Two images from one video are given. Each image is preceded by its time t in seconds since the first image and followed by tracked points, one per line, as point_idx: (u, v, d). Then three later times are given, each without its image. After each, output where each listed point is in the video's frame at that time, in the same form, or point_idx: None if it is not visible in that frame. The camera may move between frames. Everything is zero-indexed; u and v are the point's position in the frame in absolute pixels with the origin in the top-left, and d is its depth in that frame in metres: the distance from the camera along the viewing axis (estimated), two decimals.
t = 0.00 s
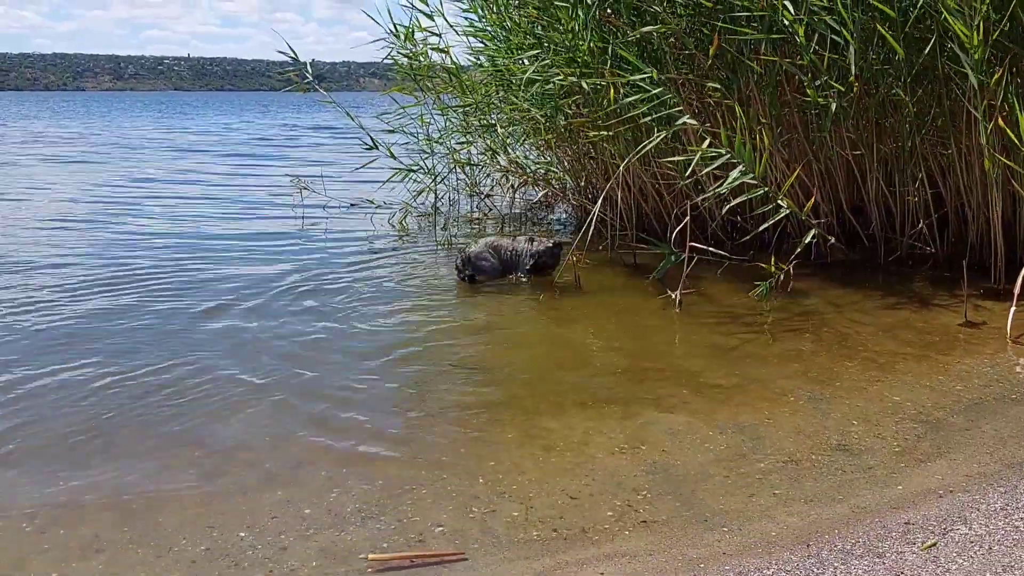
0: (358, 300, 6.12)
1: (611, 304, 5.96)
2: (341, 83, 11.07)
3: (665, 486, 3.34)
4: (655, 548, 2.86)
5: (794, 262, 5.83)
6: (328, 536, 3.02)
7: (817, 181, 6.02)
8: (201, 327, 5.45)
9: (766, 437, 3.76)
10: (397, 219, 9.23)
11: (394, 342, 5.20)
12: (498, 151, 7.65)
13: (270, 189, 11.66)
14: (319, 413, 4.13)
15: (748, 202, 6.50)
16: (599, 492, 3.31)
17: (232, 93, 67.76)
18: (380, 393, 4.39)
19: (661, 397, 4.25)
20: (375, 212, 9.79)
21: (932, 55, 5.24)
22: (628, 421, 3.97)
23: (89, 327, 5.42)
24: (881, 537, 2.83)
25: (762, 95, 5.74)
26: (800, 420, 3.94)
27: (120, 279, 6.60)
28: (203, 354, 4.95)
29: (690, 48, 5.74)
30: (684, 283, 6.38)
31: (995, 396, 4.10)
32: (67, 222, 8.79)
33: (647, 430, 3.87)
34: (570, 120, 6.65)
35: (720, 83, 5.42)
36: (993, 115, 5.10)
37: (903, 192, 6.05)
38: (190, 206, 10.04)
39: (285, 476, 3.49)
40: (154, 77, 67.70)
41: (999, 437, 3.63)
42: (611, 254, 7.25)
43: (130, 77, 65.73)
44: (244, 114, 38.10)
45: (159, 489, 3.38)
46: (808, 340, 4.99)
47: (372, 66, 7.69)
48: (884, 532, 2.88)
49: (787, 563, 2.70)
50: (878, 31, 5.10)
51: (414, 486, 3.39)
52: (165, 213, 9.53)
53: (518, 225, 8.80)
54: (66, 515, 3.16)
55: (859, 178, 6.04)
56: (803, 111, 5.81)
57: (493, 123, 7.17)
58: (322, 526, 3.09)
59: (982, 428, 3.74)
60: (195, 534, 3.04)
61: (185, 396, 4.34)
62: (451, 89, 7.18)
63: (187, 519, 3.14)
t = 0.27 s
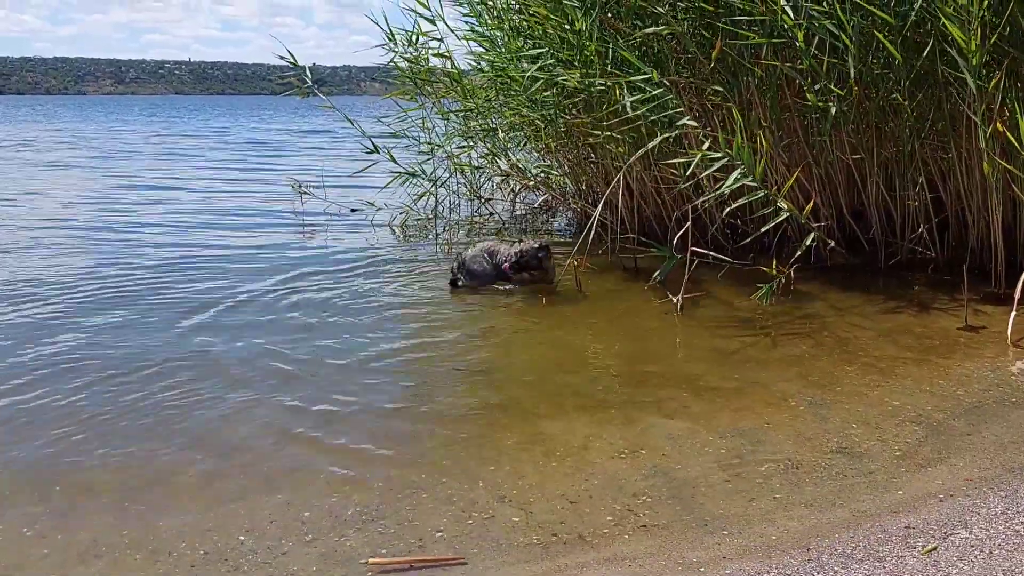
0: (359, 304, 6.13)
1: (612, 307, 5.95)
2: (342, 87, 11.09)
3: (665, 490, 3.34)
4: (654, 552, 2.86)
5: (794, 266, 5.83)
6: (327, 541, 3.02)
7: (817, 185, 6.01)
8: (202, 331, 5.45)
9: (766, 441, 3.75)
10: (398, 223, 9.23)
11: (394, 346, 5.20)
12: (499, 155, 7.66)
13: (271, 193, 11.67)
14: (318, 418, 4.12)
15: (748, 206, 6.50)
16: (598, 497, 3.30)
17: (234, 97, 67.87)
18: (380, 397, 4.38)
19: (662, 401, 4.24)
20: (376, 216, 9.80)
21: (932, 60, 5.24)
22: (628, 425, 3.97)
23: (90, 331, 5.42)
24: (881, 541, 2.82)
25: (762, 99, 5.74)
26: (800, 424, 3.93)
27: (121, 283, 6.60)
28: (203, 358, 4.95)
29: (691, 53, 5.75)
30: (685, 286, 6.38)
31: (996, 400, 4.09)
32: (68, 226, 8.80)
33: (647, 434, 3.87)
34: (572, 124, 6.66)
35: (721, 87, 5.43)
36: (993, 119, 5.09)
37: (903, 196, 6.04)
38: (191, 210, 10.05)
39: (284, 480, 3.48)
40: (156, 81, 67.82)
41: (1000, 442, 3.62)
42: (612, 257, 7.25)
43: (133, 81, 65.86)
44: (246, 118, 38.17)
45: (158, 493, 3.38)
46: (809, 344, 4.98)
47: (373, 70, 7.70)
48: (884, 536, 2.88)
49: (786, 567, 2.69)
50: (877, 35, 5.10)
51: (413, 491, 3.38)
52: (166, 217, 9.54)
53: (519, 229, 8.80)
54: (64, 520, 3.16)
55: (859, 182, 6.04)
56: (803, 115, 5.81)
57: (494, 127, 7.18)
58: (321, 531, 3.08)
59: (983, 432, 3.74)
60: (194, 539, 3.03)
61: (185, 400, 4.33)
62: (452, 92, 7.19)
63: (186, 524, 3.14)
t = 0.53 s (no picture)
0: (360, 307, 6.13)
1: (613, 311, 5.96)
2: (343, 90, 11.11)
3: (666, 494, 3.33)
4: (655, 557, 2.85)
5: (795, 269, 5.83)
6: (327, 545, 3.02)
7: (817, 188, 6.02)
8: (203, 335, 5.45)
9: (766, 446, 3.75)
10: (398, 226, 9.23)
11: (395, 350, 5.20)
12: (499, 159, 7.67)
13: (272, 196, 11.68)
14: (319, 422, 4.12)
15: (749, 209, 6.50)
16: (599, 501, 3.30)
17: (234, 100, 67.93)
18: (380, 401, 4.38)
19: (662, 405, 4.24)
20: (377, 220, 9.81)
21: (931, 64, 5.25)
22: (628, 429, 3.97)
23: (90, 335, 5.42)
24: (882, 546, 2.81)
25: (762, 103, 5.74)
26: (801, 428, 3.93)
27: (122, 287, 6.61)
28: (204, 362, 4.95)
29: (691, 56, 5.75)
30: (686, 290, 6.38)
31: (997, 404, 4.09)
32: (69, 230, 8.80)
33: (648, 438, 3.86)
34: (573, 128, 6.67)
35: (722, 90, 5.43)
36: (993, 123, 5.10)
37: (904, 200, 6.05)
38: (192, 213, 10.05)
39: (285, 484, 3.48)
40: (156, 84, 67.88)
41: (1001, 446, 3.62)
42: (613, 261, 7.26)
43: (133, 84, 65.92)
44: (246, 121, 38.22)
45: (158, 498, 3.38)
46: (809, 348, 4.99)
47: (374, 73, 7.71)
48: (884, 540, 2.88)
49: (787, 571, 2.69)
50: (877, 38, 5.11)
51: (414, 494, 3.38)
52: (166, 221, 9.54)
53: (519, 232, 8.81)
54: (64, 524, 3.15)
55: (859, 186, 6.04)
56: (803, 119, 5.82)
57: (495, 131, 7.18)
58: (321, 535, 3.08)
59: (983, 436, 3.73)
60: (194, 543, 3.03)
61: (185, 404, 4.34)
62: (453, 96, 7.20)
63: (185, 528, 3.14)
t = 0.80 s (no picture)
0: (360, 310, 6.13)
1: (613, 314, 5.96)
2: (343, 93, 11.12)
3: (667, 497, 3.33)
4: (655, 560, 2.85)
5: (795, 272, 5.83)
6: (328, 547, 3.02)
7: (818, 191, 6.02)
8: (203, 338, 5.46)
9: (767, 449, 3.75)
10: (399, 229, 9.24)
11: (396, 353, 5.20)
12: (500, 162, 7.67)
13: (272, 199, 11.68)
14: (319, 424, 4.12)
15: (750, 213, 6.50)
16: (599, 504, 3.30)
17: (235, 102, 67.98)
18: (381, 404, 4.37)
19: (662, 408, 4.24)
20: (377, 223, 9.81)
21: (932, 68, 5.26)
22: (629, 433, 3.97)
23: (91, 337, 5.43)
24: (883, 549, 2.81)
25: (762, 106, 5.75)
26: (801, 431, 3.93)
27: (122, 289, 6.61)
28: (204, 365, 4.95)
29: (692, 59, 5.76)
30: (686, 293, 6.39)
31: (997, 407, 4.09)
32: (69, 232, 8.80)
33: (648, 441, 3.86)
34: (573, 131, 6.68)
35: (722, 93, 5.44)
36: (993, 126, 5.10)
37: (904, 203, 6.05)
38: (192, 216, 10.05)
39: (286, 487, 3.48)
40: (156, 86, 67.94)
41: (1001, 450, 3.61)
42: (614, 264, 7.26)
43: (133, 86, 65.98)
44: (247, 123, 38.25)
45: (159, 500, 3.37)
46: (809, 351, 4.99)
47: (375, 76, 7.72)
48: (885, 543, 2.87)
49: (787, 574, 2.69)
50: (877, 41, 5.12)
51: (415, 497, 3.38)
52: (166, 223, 9.55)
53: (519, 235, 8.81)
54: (64, 526, 3.15)
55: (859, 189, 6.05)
56: (804, 122, 5.82)
57: (495, 134, 7.19)
58: (321, 538, 3.08)
59: (984, 439, 3.73)
60: (194, 545, 3.03)
61: (186, 406, 4.33)
62: (454, 99, 7.21)
63: (186, 530, 3.14)
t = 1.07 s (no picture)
0: (361, 312, 6.13)
1: (614, 316, 5.96)
2: (344, 96, 11.13)
3: (667, 499, 3.34)
4: (657, 562, 2.86)
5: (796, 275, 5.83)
6: (329, 550, 3.02)
7: (818, 193, 6.03)
8: (203, 340, 5.45)
9: (768, 451, 3.75)
10: (400, 231, 9.24)
11: (396, 355, 5.20)
12: (500, 164, 7.68)
13: (272, 201, 11.69)
14: (320, 427, 4.12)
15: (750, 215, 6.51)
16: (600, 506, 3.30)
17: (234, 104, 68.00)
18: (381, 407, 4.37)
19: (663, 411, 4.24)
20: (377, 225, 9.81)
21: (931, 70, 5.27)
22: (629, 435, 3.97)
23: (91, 339, 5.42)
24: (884, 552, 2.82)
25: (763, 108, 5.76)
26: (802, 434, 3.93)
27: (122, 292, 6.61)
28: (205, 367, 4.95)
29: (693, 61, 5.76)
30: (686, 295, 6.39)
31: (998, 410, 4.09)
32: (69, 234, 8.80)
33: (649, 443, 3.86)
34: (573, 133, 6.69)
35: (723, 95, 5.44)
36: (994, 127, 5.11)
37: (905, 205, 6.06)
38: (192, 218, 10.05)
39: (286, 489, 3.48)
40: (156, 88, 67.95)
41: (1002, 452, 3.62)
42: (614, 266, 7.26)
43: (133, 88, 65.99)
44: (246, 125, 38.26)
45: (160, 502, 3.37)
46: (810, 354, 4.99)
47: (375, 78, 7.72)
48: (886, 546, 2.87)
49: None
50: (878, 43, 5.13)
51: (416, 500, 3.38)
52: (167, 225, 9.55)
53: (520, 237, 8.81)
54: (65, 529, 3.15)
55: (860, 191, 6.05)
56: (804, 124, 5.83)
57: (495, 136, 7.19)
58: (322, 540, 3.08)
59: (984, 442, 3.74)
60: (195, 548, 3.03)
61: (186, 409, 4.33)
62: (454, 101, 7.22)
63: (187, 532, 3.14)
